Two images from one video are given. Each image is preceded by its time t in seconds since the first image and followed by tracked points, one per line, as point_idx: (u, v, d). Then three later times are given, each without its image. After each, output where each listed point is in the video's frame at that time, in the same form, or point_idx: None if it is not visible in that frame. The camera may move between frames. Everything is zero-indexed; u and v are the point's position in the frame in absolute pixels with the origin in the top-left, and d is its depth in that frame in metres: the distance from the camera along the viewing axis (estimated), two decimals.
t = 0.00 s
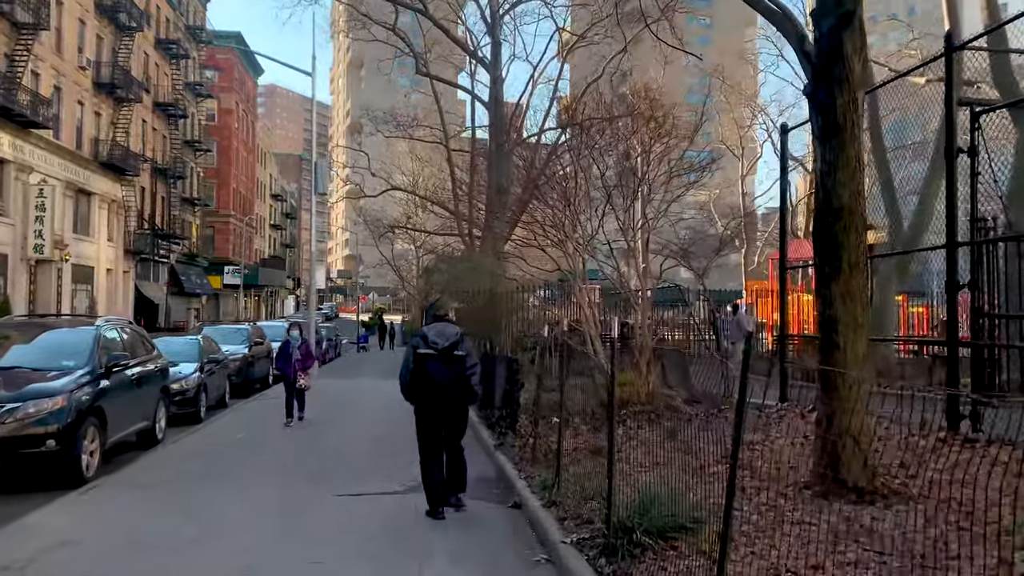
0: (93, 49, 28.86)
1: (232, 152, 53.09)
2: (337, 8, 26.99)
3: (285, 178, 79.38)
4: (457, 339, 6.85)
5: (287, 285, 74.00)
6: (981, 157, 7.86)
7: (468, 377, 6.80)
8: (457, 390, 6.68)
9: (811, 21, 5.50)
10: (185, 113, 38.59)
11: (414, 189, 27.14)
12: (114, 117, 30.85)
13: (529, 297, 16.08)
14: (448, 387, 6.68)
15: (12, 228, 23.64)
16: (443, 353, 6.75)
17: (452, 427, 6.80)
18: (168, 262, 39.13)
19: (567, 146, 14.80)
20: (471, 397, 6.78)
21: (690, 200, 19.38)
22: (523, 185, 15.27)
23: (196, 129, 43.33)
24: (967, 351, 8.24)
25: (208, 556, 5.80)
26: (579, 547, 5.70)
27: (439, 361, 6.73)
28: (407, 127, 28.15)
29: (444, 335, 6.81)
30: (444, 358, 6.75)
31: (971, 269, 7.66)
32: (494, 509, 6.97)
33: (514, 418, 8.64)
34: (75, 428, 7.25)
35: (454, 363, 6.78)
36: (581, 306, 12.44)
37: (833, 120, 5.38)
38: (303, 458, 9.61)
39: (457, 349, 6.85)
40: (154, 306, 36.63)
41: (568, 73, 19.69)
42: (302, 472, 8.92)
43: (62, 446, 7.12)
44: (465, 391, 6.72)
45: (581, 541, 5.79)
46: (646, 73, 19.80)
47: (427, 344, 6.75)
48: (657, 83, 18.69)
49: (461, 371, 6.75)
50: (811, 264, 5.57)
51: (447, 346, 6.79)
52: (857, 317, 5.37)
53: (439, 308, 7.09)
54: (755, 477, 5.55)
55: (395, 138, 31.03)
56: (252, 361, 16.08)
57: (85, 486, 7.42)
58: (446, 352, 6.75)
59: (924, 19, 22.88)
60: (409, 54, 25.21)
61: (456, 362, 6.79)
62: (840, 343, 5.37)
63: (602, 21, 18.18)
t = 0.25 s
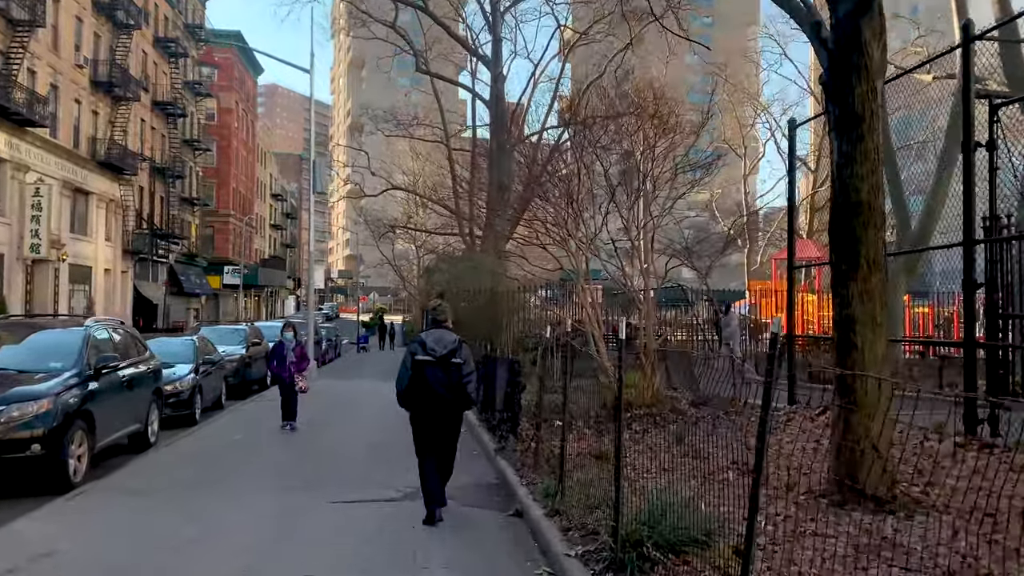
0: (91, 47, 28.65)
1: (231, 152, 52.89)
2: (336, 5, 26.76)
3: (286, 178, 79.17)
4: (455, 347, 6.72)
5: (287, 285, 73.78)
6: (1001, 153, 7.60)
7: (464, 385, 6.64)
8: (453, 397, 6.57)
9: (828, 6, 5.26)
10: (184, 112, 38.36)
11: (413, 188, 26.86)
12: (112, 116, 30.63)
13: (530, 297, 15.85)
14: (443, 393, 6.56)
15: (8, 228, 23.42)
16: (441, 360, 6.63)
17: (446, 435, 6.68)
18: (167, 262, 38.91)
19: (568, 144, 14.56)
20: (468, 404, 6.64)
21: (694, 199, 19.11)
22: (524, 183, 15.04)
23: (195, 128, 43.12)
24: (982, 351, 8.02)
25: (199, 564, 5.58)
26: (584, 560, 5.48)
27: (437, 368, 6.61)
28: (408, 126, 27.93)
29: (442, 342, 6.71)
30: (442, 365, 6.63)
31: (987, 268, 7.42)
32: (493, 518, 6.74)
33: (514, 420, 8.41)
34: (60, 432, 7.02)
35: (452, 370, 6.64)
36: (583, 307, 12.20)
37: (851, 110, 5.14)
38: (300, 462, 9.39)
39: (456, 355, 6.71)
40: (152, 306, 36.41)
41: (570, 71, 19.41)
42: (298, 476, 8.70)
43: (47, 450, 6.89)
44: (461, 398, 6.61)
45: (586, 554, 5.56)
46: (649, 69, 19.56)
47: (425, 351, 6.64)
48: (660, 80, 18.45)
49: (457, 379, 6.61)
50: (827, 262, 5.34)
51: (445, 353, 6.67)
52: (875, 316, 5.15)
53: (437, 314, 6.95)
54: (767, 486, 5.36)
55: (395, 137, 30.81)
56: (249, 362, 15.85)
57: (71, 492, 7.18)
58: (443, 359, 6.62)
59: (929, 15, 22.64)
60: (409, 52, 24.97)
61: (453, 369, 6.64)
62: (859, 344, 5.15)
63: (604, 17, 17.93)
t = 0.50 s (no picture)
0: (89, 45, 28.44)
1: (231, 151, 52.68)
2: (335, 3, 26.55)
3: (286, 177, 78.93)
4: (455, 343, 6.95)
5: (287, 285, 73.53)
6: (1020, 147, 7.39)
7: (463, 380, 6.88)
8: (453, 392, 6.79)
9: None
10: (183, 111, 38.15)
11: (414, 188, 26.61)
12: (110, 114, 30.44)
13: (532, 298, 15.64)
14: (443, 389, 6.77)
15: (4, 227, 23.22)
16: (441, 356, 6.84)
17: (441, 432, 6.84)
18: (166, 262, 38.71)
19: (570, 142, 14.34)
20: (465, 399, 6.85)
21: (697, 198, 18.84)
22: (524, 182, 14.83)
23: (194, 127, 42.92)
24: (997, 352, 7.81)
25: (190, 572, 5.41)
26: None
27: (436, 364, 6.82)
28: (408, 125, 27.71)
29: (442, 338, 6.92)
30: (442, 361, 6.84)
31: (1005, 267, 7.20)
32: (493, 527, 6.50)
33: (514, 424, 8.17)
34: (47, 437, 6.81)
35: (450, 365, 6.86)
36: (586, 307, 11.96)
37: (871, 101, 4.92)
38: (295, 466, 9.17)
39: (456, 352, 6.94)
40: (151, 306, 36.20)
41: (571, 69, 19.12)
42: (294, 480, 8.49)
43: (33, 456, 6.68)
44: (459, 393, 6.82)
45: (594, 569, 5.26)
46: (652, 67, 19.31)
47: (425, 347, 6.84)
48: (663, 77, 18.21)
49: (457, 374, 6.83)
50: (844, 261, 5.12)
51: (445, 349, 6.89)
52: (895, 318, 4.92)
53: (435, 310, 7.16)
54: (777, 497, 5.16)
55: (395, 136, 30.59)
56: (247, 363, 15.65)
57: (58, 499, 6.98)
58: (443, 354, 6.84)
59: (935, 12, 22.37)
60: (409, 49, 24.74)
61: (452, 365, 6.86)
62: (878, 347, 4.91)
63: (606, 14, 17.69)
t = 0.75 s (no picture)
0: (86, 43, 28.24)
1: (231, 151, 52.49)
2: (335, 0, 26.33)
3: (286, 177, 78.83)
4: (452, 343, 6.73)
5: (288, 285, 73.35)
6: None
7: (461, 380, 6.68)
8: (450, 394, 6.59)
9: None
10: (182, 110, 37.94)
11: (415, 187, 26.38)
12: (109, 113, 30.23)
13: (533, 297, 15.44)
14: (440, 390, 6.59)
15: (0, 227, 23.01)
16: (437, 357, 6.64)
17: (440, 437, 6.62)
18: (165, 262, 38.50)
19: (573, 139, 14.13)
20: (463, 401, 6.65)
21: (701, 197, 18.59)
22: (527, 179, 14.62)
23: (194, 126, 42.71)
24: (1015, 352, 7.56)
25: None
26: None
27: (432, 365, 6.62)
28: (409, 123, 27.51)
29: (439, 338, 6.70)
30: (438, 362, 6.64)
31: None
32: (497, 535, 6.23)
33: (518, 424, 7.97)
34: (32, 441, 6.56)
35: (447, 365, 6.66)
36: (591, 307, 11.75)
37: (896, 85, 4.81)
38: (293, 470, 8.91)
39: (452, 352, 6.73)
40: (150, 307, 35.96)
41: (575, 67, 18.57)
42: (291, 484, 8.24)
43: (17, 460, 6.43)
44: (457, 395, 6.62)
45: None
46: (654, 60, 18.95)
47: (422, 348, 6.63)
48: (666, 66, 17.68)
49: (454, 375, 6.63)
50: (868, 254, 4.98)
51: (442, 349, 6.67)
52: (923, 314, 4.77)
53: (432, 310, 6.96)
54: (798, 502, 4.89)
55: (396, 135, 30.38)
56: (244, 364, 15.43)
57: (43, 505, 6.75)
58: (440, 354, 6.64)
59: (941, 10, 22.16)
60: (410, 47, 24.53)
61: (448, 365, 6.65)
62: (904, 346, 4.75)
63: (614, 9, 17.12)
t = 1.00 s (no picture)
0: (84, 41, 28.01)
1: (231, 150, 52.25)
2: None
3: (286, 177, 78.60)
4: (444, 340, 6.87)
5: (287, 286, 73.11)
6: None
7: (456, 378, 6.83)
8: (446, 391, 6.77)
9: None
10: (181, 109, 37.72)
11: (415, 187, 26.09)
12: (107, 112, 29.99)
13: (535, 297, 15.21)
14: (436, 388, 6.76)
15: None
16: (431, 355, 6.81)
17: (438, 432, 6.82)
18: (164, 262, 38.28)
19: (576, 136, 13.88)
20: (459, 397, 6.82)
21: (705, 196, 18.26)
22: (529, 177, 14.38)
23: (193, 125, 42.47)
24: None
25: None
26: None
27: (428, 364, 6.79)
28: (410, 122, 27.27)
29: (431, 337, 6.86)
30: (431, 360, 6.80)
31: None
32: (504, 544, 6.00)
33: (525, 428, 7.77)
34: (19, 446, 6.30)
35: (440, 363, 6.81)
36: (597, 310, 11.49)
37: (928, 74, 4.50)
38: (291, 472, 8.67)
39: (445, 350, 6.87)
40: (148, 307, 35.72)
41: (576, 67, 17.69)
42: (288, 487, 8.00)
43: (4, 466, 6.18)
44: (451, 391, 6.79)
45: None
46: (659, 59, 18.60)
47: (415, 347, 6.79)
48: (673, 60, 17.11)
49: (448, 372, 6.80)
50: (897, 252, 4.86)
51: (434, 347, 6.84)
52: (956, 315, 4.74)
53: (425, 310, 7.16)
54: (819, 510, 4.76)
55: (397, 134, 30.14)
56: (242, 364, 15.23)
57: (31, 512, 6.50)
58: (432, 352, 6.81)
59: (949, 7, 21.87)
60: (411, 45, 24.26)
61: (442, 363, 6.81)
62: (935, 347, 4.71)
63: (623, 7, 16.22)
